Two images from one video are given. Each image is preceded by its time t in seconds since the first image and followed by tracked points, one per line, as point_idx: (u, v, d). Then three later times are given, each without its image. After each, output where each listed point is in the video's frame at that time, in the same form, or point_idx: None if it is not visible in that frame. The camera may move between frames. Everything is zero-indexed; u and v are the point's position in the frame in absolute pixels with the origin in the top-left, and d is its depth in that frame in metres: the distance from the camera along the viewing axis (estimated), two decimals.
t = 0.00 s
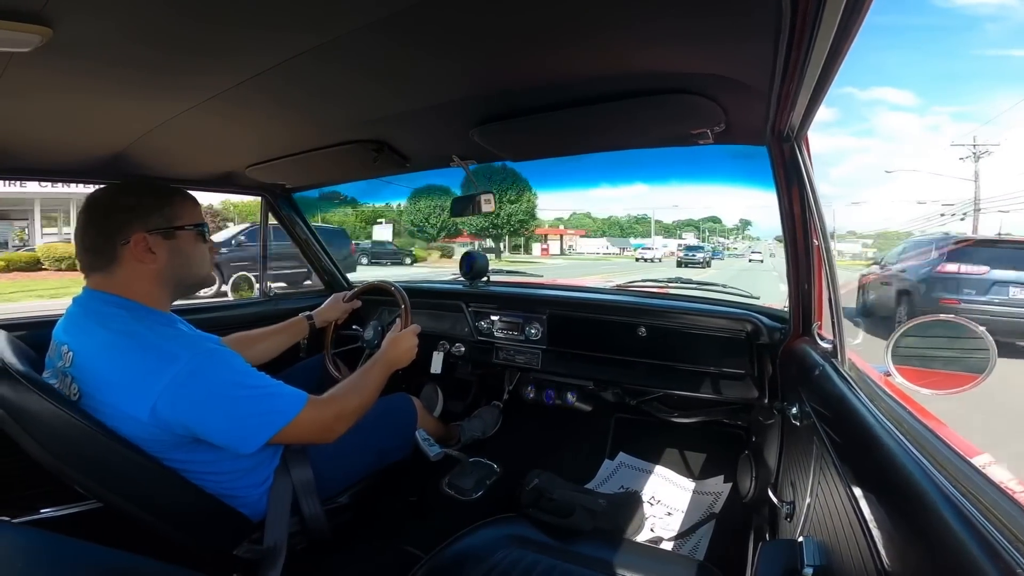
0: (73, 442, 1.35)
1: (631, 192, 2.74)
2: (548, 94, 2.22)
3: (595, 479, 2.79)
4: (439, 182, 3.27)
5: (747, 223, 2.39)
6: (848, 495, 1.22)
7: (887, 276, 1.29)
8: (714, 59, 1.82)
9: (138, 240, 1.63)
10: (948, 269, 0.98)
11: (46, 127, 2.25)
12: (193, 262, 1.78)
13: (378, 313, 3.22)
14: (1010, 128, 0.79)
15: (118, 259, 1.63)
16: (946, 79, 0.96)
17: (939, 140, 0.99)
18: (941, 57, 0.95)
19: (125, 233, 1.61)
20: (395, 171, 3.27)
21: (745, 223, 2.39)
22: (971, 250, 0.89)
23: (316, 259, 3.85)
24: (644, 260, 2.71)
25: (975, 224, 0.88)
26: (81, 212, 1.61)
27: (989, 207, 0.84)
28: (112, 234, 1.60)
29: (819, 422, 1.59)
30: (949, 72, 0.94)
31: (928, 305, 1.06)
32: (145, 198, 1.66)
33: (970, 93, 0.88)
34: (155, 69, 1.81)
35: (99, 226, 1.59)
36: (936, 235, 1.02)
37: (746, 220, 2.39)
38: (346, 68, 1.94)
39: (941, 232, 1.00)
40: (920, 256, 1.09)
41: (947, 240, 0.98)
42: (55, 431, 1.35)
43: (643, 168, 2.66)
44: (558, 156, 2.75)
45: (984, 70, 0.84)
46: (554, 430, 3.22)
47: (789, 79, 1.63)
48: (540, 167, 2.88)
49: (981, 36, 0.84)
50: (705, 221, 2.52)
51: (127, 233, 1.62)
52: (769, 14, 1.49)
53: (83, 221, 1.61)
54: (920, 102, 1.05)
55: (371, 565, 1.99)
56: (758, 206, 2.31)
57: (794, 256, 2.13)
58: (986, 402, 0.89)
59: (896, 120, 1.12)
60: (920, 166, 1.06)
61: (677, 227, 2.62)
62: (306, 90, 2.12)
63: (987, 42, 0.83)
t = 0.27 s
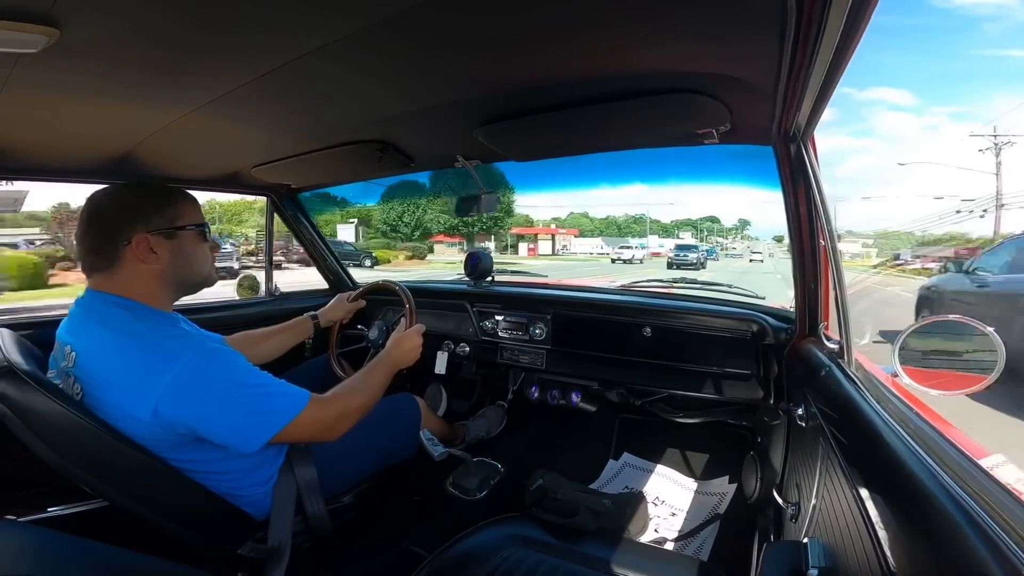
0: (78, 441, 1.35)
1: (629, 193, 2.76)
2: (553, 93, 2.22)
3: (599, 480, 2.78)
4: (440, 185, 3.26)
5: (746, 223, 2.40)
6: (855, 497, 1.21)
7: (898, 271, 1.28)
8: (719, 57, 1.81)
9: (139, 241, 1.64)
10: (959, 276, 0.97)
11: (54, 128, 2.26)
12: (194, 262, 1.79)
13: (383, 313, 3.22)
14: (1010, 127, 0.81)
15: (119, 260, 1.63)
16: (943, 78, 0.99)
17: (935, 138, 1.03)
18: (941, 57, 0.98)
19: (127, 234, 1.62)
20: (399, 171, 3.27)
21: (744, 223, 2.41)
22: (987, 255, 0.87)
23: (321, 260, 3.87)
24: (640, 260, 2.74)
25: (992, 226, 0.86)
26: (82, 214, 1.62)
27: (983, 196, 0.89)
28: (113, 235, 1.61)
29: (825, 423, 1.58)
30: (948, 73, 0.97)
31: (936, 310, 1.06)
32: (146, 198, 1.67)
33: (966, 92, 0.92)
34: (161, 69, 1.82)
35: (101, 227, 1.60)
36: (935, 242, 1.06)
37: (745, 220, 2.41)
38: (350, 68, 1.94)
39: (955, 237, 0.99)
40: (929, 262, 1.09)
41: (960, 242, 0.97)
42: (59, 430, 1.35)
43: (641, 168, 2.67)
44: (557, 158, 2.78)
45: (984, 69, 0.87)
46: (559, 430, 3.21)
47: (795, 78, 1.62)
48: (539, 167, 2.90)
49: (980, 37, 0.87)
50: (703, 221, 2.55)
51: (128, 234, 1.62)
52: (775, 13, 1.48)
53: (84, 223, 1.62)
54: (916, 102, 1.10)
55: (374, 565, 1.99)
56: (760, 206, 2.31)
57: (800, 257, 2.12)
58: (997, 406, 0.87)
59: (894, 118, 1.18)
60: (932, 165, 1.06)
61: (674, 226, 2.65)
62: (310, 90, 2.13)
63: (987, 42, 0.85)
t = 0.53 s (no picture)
0: (83, 440, 1.36)
1: (629, 193, 2.78)
2: (558, 94, 2.21)
3: (603, 480, 2.78)
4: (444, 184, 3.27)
5: (745, 223, 2.43)
6: (860, 498, 1.20)
7: (904, 273, 1.28)
8: (724, 57, 1.80)
9: (137, 240, 1.65)
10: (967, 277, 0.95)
11: (63, 129, 2.28)
12: (193, 260, 1.80)
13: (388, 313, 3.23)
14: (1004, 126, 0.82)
15: (119, 259, 1.65)
16: (937, 80, 1.01)
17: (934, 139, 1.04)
18: (941, 57, 0.98)
19: (125, 234, 1.63)
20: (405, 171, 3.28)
21: (742, 223, 2.44)
22: (1003, 256, 0.85)
23: (327, 259, 3.88)
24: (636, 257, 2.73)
25: (1006, 223, 0.84)
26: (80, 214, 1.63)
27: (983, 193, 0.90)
28: (113, 236, 1.63)
29: (831, 424, 1.57)
30: (944, 73, 0.98)
31: (944, 307, 1.05)
32: (144, 197, 1.68)
33: (964, 92, 0.92)
34: (168, 70, 1.83)
35: (99, 227, 1.61)
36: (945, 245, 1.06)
37: (744, 220, 2.43)
38: (355, 68, 1.95)
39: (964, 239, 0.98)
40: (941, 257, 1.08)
41: (971, 242, 0.96)
42: (64, 428, 1.36)
43: (641, 169, 2.70)
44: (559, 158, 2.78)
45: (982, 69, 0.87)
46: (563, 431, 3.21)
47: (801, 78, 1.61)
48: (539, 168, 2.92)
49: (978, 36, 0.87)
50: (702, 221, 2.54)
51: (127, 234, 1.63)
52: (781, 12, 1.47)
53: (82, 223, 1.63)
54: (915, 102, 1.09)
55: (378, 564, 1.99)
56: (760, 206, 2.33)
57: (807, 258, 2.11)
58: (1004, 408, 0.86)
59: (891, 117, 1.19)
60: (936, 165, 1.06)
61: (671, 226, 2.64)
62: (316, 91, 2.13)
63: (985, 42, 0.85)
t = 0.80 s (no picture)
0: (87, 440, 1.38)
1: (628, 193, 2.80)
2: (562, 93, 2.21)
3: (607, 480, 2.77)
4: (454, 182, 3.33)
5: (743, 223, 2.46)
6: (866, 500, 1.20)
7: (913, 273, 1.26)
8: (729, 57, 1.79)
9: (139, 238, 1.66)
10: (979, 279, 0.94)
11: (71, 129, 2.30)
12: (193, 258, 1.82)
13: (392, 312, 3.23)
14: (1007, 124, 0.84)
15: (119, 256, 1.67)
16: (933, 80, 1.06)
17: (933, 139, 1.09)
18: (942, 57, 1.01)
19: (126, 231, 1.64)
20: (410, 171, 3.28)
21: (740, 223, 2.47)
22: (1010, 253, 0.85)
23: (331, 258, 3.90)
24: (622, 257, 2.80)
25: (1017, 223, 0.83)
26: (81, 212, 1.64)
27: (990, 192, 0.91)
28: (113, 233, 1.63)
29: (836, 425, 1.56)
30: (948, 72, 1.00)
31: (952, 309, 1.04)
32: (145, 196, 1.70)
33: (961, 92, 0.96)
34: (175, 70, 1.84)
35: (99, 225, 1.62)
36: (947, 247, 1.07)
37: (742, 219, 2.46)
38: (360, 68, 1.95)
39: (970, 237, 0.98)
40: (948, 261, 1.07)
41: (977, 242, 0.96)
42: (67, 428, 1.37)
43: (640, 169, 2.70)
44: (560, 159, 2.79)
45: (978, 69, 0.91)
46: (567, 431, 3.20)
47: (807, 77, 1.60)
48: (541, 169, 2.95)
49: (979, 36, 0.89)
50: (699, 221, 2.58)
51: (128, 232, 1.64)
52: (786, 11, 1.47)
53: (83, 221, 1.63)
54: (916, 102, 1.14)
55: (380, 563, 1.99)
56: (760, 206, 2.36)
57: (813, 258, 2.10)
58: (1014, 409, 0.85)
59: (887, 117, 1.28)
60: (943, 164, 1.06)
61: (669, 226, 2.68)
62: (321, 91, 2.14)
63: (988, 41, 0.87)
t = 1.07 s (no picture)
0: (88, 438, 1.38)
1: (627, 193, 2.81)
2: (564, 93, 2.21)
3: (608, 480, 2.77)
4: (458, 181, 3.36)
5: (741, 223, 2.43)
6: (867, 501, 1.19)
7: (918, 274, 1.25)
8: (733, 57, 1.79)
9: (142, 237, 1.66)
10: (982, 282, 0.94)
11: (75, 127, 2.31)
12: (197, 258, 1.83)
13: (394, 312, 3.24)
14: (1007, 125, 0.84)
15: (122, 255, 1.67)
16: (934, 80, 1.06)
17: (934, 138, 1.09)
18: (942, 57, 1.01)
19: (129, 230, 1.65)
20: (413, 170, 3.29)
21: (738, 223, 2.44)
22: (1013, 252, 0.85)
23: (334, 257, 3.92)
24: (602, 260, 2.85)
25: (1021, 221, 0.82)
26: (84, 210, 1.65)
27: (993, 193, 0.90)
28: (115, 231, 1.63)
29: (838, 426, 1.55)
30: (948, 72, 1.00)
31: (959, 310, 1.03)
32: (149, 195, 1.70)
33: (959, 93, 0.97)
34: (179, 69, 1.85)
35: (102, 224, 1.63)
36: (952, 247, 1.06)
37: (740, 219, 2.43)
38: (362, 67, 1.95)
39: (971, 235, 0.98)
40: (956, 260, 1.04)
41: (977, 242, 0.96)
42: (68, 426, 1.38)
43: (639, 169, 2.72)
44: (558, 159, 2.81)
45: (977, 69, 0.91)
46: (569, 430, 3.21)
47: (811, 78, 1.60)
48: (540, 169, 2.97)
49: (978, 35, 0.89)
50: (698, 220, 2.58)
51: (131, 231, 1.65)
52: (790, 11, 1.47)
53: (87, 219, 1.64)
54: (913, 102, 1.17)
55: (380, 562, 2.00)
56: (758, 206, 2.35)
57: (816, 259, 2.09)
58: (1017, 409, 0.85)
59: (887, 117, 1.31)
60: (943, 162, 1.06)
61: (667, 225, 2.69)
62: (323, 90, 2.14)
63: (986, 40, 0.87)
